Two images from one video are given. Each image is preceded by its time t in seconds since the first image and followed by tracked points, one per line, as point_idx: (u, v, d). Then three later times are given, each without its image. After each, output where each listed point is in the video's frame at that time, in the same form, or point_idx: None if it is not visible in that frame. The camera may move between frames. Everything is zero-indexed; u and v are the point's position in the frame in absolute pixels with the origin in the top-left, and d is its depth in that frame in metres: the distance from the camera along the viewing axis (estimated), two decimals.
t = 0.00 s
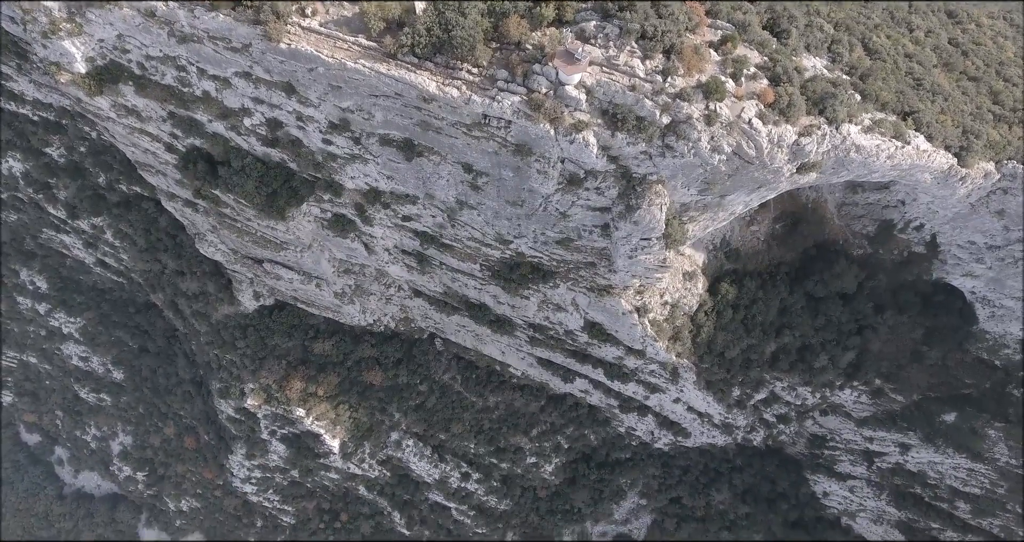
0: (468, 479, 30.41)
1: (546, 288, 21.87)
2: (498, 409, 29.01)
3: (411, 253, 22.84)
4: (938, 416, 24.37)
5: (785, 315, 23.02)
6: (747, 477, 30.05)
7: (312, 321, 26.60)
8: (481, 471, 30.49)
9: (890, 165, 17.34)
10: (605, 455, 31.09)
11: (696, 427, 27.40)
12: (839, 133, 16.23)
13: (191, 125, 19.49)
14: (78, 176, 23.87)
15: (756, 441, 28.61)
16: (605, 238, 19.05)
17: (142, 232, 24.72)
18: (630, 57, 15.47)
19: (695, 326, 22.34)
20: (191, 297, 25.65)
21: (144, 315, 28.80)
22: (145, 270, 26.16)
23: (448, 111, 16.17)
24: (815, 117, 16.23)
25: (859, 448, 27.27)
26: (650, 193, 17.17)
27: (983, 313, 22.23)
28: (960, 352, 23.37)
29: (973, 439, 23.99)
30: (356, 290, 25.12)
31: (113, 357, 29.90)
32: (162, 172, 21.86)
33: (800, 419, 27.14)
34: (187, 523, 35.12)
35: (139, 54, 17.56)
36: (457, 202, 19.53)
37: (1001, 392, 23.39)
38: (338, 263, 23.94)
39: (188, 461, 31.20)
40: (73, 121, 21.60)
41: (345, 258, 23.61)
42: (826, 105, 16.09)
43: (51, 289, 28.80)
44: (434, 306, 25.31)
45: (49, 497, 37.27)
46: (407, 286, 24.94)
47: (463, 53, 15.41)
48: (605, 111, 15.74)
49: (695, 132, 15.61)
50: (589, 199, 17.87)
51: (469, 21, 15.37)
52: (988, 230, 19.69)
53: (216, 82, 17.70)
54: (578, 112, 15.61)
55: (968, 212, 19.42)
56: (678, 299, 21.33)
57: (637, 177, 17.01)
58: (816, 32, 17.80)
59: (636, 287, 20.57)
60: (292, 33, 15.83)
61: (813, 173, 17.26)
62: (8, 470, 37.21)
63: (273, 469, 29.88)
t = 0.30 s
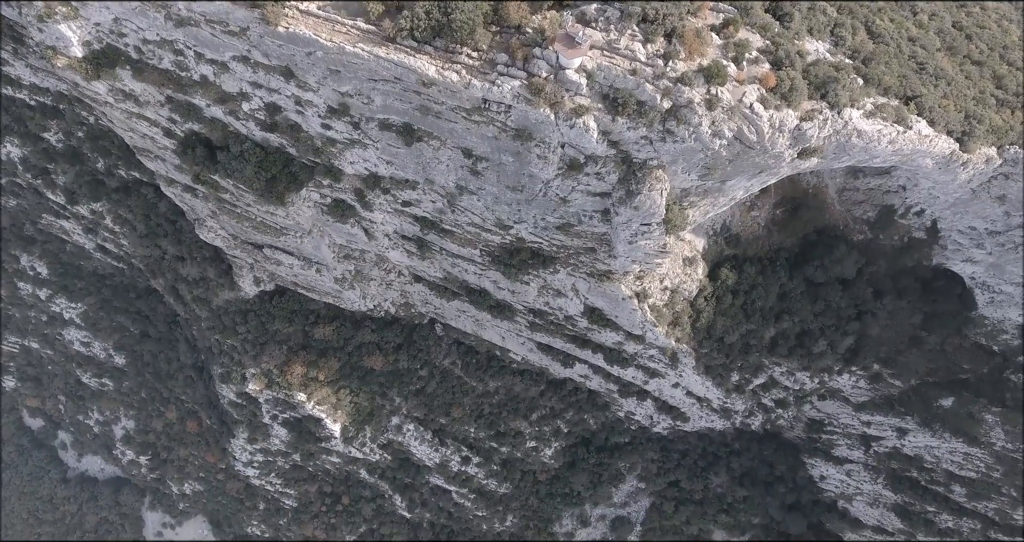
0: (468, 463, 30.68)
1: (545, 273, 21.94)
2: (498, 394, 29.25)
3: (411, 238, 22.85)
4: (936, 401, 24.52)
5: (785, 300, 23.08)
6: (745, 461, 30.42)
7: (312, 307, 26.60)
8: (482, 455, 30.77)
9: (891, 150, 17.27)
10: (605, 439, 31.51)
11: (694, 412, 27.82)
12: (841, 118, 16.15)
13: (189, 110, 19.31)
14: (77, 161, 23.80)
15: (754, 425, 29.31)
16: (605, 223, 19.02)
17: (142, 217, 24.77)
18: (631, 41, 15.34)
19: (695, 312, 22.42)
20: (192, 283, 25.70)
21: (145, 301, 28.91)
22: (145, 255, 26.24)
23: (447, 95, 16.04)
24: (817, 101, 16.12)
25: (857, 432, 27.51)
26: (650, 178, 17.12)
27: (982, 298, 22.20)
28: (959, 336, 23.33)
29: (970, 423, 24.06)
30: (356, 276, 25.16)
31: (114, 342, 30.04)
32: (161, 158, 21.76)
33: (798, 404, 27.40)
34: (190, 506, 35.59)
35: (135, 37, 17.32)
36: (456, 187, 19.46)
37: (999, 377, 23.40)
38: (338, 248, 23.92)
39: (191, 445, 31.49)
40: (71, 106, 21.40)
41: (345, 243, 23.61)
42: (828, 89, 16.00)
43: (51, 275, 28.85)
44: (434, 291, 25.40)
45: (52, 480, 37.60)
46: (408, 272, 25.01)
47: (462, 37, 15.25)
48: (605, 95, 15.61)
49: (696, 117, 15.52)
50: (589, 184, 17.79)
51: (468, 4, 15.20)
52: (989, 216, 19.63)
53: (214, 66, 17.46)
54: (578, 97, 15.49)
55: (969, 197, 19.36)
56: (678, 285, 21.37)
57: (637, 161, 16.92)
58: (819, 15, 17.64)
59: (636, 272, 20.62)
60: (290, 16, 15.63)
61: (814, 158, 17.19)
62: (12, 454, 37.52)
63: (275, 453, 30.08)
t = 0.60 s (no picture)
0: (468, 448, 30.92)
1: (545, 261, 21.99)
2: (498, 381, 29.43)
3: (411, 226, 22.84)
4: (934, 388, 24.66)
5: (785, 287, 23.15)
6: (743, 447, 30.68)
7: (312, 294, 26.65)
8: (482, 441, 31.05)
9: (893, 137, 17.20)
10: (604, 425, 31.78)
11: (694, 398, 28.18)
12: (843, 105, 16.08)
13: (187, 96, 19.11)
14: (75, 149, 23.72)
15: (753, 412, 29.61)
16: (605, 211, 18.99)
17: (141, 205, 24.80)
18: (632, 26, 15.21)
19: (694, 299, 22.49)
20: (192, 270, 25.75)
21: (145, 288, 29.00)
22: (145, 243, 26.30)
23: (447, 82, 15.91)
24: (819, 88, 16.04)
25: (854, 418, 27.73)
26: (650, 165, 17.04)
27: (982, 286, 22.13)
28: (958, 323, 23.36)
29: (968, 410, 24.23)
30: (356, 263, 25.19)
31: (115, 330, 30.15)
32: (159, 145, 21.66)
33: (796, 390, 27.66)
34: (193, 491, 35.94)
35: (133, 23, 17.15)
36: (456, 174, 19.39)
37: (997, 363, 23.42)
38: (337, 235, 23.91)
39: (193, 431, 31.74)
40: (68, 94, 21.21)
41: (345, 231, 23.59)
42: (830, 75, 15.92)
43: (51, 262, 28.90)
44: (434, 279, 25.48)
45: (56, 467, 37.91)
46: (407, 259, 25.07)
47: (462, 22, 15.08)
48: (606, 82, 15.49)
49: (697, 104, 15.43)
50: (589, 170, 17.72)
51: None
52: (990, 203, 19.56)
53: (212, 52, 17.26)
54: (579, 83, 15.38)
55: (970, 184, 19.31)
56: (678, 272, 21.41)
57: (637, 148, 16.83)
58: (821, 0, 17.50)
59: (636, 259, 20.63)
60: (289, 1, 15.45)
61: (815, 145, 17.12)
62: (16, 440, 37.83)
63: (277, 439, 30.31)
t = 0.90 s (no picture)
0: (469, 433, 31.16)
1: (545, 246, 22.02)
2: (498, 366, 29.57)
3: (410, 211, 22.82)
4: (932, 373, 24.78)
5: (784, 272, 23.19)
6: (742, 431, 30.97)
7: (312, 280, 26.70)
8: (482, 425, 31.30)
9: (895, 122, 17.11)
10: (603, 410, 32.02)
11: (693, 383, 28.39)
12: (845, 89, 15.98)
13: (185, 81, 18.88)
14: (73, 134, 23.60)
15: (752, 397, 29.83)
16: (605, 196, 18.94)
17: (141, 190, 24.80)
18: (633, 9, 15.08)
19: (694, 284, 22.54)
20: (192, 256, 25.80)
21: (146, 274, 29.07)
22: (145, 229, 26.31)
23: (446, 66, 15.77)
24: (821, 72, 15.90)
25: (852, 403, 27.93)
26: (651, 150, 16.93)
27: (982, 272, 22.17)
28: (957, 309, 23.44)
29: (965, 395, 24.34)
30: (356, 248, 25.21)
31: (116, 316, 30.26)
32: (157, 130, 21.54)
33: (795, 375, 27.87)
34: (195, 475, 36.30)
35: (129, 6, 16.92)
36: (456, 159, 19.28)
37: (995, 348, 23.65)
38: (337, 221, 23.89)
39: (195, 416, 31.98)
40: (65, 78, 21.01)
41: (345, 216, 23.56)
42: (833, 59, 15.78)
43: (51, 248, 28.94)
44: (434, 264, 25.54)
45: (60, 451, 38.31)
46: (407, 245, 25.12)
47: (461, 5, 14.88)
48: (607, 66, 15.32)
49: (699, 88, 15.32)
50: (589, 155, 17.61)
51: None
52: (992, 189, 19.48)
53: (209, 36, 17.06)
54: (580, 68, 15.23)
55: (972, 169, 19.22)
56: (678, 258, 21.40)
57: (638, 134, 16.73)
58: None
59: (636, 245, 20.61)
60: None
61: (817, 130, 17.04)
62: (20, 425, 38.19)
63: (279, 424, 30.56)
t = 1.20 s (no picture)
0: (469, 419, 31.37)
1: (545, 234, 22.01)
2: (498, 353, 29.70)
3: (410, 199, 22.79)
4: (931, 359, 24.82)
5: (784, 259, 23.22)
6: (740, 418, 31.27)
7: (312, 268, 26.72)
8: (482, 412, 31.49)
9: (897, 109, 17.03)
10: (603, 397, 32.21)
11: (692, 370, 28.55)
12: (847, 75, 15.87)
13: (184, 67, 18.73)
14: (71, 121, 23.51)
15: (751, 384, 30.03)
16: (605, 183, 18.89)
17: (139, 178, 24.75)
18: None
19: (694, 271, 22.59)
20: (192, 244, 25.83)
21: (146, 262, 29.10)
22: (144, 216, 26.31)
23: (446, 52, 15.64)
24: (823, 58, 15.78)
25: (851, 390, 28.10)
26: (651, 137, 16.82)
27: (981, 259, 22.19)
28: (955, 297, 23.48)
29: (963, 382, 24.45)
30: (356, 236, 25.22)
31: (117, 303, 30.32)
32: (155, 117, 21.42)
33: (794, 362, 28.02)
34: (198, 461, 36.61)
35: None
36: (456, 146, 19.20)
37: (994, 336, 23.73)
38: (337, 208, 23.88)
39: (196, 403, 32.18)
40: (62, 65, 20.91)
41: (344, 204, 23.51)
42: (835, 45, 15.68)
43: (51, 236, 28.96)
44: (434, 252, 25.55)
45: (63, 438, 38.62)
46: (407, 232, 25.12)
47: None
48: (607, 52, 15.19)
49: (699, 75, 15.22)
50: (590, 142, 17.53)
51: None
52: (993, 177, 19.35)
53: (206, 22, 16.94)
54: (580, 54, 15.10)
55: (973, 157, 19.10)
56: (678, 246, 21.39)
57: (638, 121, 16.63)
58: None
59: (635, 232, 20.57)
60: None
61: (818, 116, 16.96)
62: (22, 412, 38.42)
63: (280, 411, 30.74)
